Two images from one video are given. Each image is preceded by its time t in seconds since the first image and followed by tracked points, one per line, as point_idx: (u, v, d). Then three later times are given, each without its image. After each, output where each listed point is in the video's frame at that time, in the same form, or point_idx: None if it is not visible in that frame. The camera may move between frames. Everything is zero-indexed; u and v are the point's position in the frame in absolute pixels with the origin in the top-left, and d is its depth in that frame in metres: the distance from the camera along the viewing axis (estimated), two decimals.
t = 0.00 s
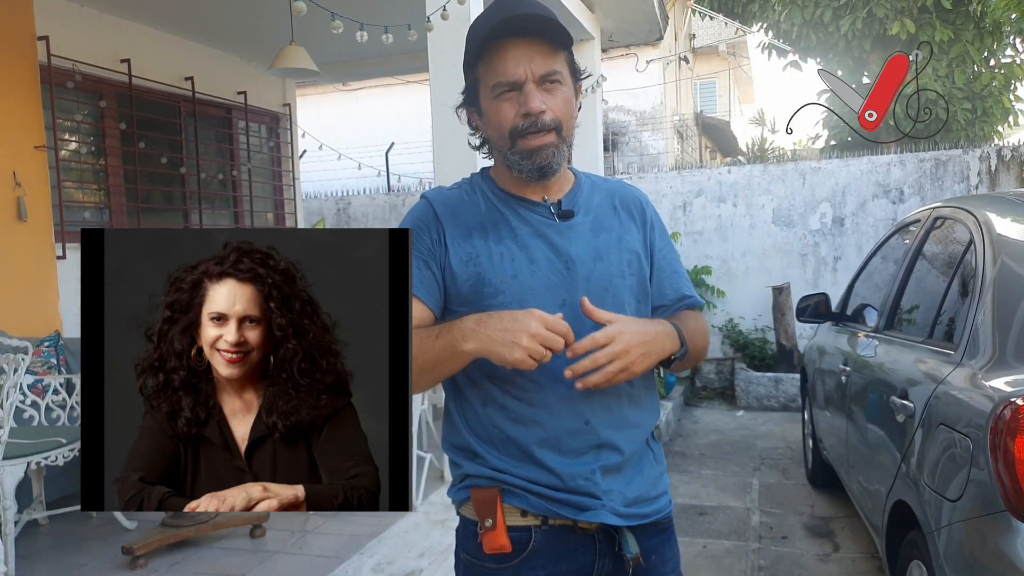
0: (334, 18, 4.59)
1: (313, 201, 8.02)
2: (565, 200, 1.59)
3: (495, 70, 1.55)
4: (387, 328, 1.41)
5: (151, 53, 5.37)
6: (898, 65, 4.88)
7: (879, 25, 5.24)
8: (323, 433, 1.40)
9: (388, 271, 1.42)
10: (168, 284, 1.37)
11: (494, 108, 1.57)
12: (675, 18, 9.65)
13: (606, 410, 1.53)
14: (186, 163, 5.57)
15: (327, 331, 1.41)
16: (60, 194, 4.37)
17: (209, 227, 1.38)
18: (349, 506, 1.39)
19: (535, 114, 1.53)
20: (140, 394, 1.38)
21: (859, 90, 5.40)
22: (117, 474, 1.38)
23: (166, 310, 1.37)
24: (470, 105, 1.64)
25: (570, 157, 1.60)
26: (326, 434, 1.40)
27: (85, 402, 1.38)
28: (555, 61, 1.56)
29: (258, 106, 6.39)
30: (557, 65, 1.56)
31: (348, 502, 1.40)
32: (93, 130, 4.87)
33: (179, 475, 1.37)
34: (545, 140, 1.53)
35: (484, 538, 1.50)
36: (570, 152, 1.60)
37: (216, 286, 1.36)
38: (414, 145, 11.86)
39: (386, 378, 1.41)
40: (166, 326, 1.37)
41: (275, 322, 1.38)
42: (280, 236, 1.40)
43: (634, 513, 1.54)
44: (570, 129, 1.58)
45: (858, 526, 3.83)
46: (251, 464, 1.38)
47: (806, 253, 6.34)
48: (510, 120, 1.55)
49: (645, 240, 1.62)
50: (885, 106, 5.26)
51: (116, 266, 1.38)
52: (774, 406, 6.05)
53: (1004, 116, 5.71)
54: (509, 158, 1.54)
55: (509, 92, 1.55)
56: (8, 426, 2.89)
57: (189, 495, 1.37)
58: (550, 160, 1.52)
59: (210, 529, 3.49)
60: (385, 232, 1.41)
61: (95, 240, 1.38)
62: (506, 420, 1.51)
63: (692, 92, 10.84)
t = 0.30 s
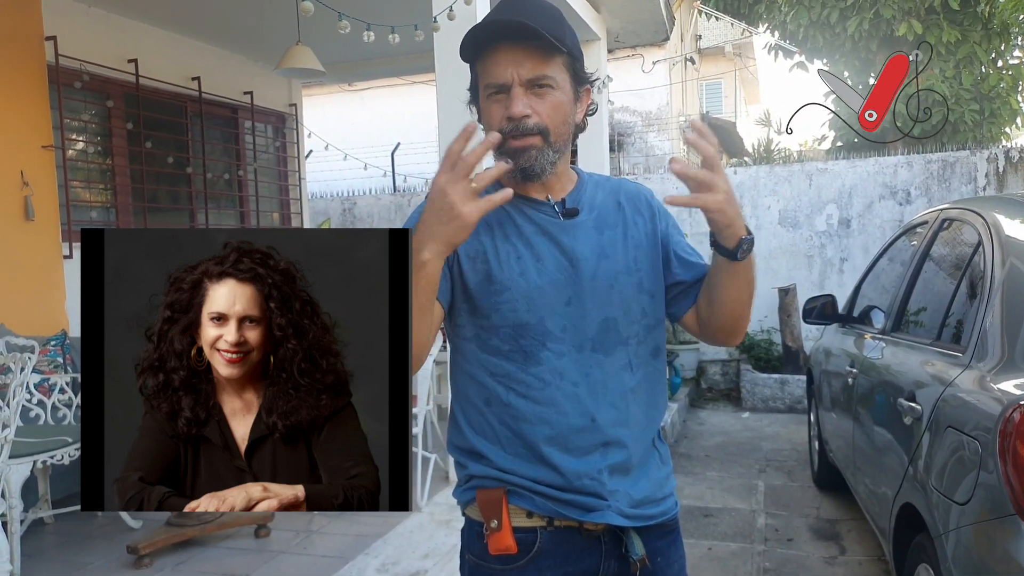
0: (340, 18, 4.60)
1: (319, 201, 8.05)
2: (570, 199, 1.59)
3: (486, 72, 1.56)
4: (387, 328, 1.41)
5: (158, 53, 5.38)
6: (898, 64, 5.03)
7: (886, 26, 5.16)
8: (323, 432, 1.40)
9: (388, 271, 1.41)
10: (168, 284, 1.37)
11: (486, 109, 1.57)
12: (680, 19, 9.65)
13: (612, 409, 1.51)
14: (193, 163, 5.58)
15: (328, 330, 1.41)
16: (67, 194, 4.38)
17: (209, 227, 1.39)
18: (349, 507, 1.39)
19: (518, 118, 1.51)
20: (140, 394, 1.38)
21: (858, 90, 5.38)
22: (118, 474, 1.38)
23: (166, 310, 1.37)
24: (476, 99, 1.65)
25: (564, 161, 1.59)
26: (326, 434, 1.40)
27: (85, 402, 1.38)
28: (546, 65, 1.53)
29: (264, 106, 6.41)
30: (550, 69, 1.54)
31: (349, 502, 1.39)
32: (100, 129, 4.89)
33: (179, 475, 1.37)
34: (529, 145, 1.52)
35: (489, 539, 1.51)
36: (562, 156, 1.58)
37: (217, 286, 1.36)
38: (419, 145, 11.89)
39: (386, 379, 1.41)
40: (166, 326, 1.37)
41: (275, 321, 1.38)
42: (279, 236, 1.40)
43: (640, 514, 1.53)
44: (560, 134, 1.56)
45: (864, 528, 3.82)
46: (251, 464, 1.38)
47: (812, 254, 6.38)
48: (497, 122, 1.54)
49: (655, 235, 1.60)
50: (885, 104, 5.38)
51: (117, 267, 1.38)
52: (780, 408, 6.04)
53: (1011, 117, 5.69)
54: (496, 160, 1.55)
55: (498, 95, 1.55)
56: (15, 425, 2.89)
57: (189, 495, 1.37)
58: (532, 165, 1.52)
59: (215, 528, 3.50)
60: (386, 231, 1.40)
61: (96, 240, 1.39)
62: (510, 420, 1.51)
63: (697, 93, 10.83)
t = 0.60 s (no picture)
0: (341, 18, 4.60)
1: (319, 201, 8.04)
2: (571, 201, 1.59)
3: (490, 73, 1.57)
4: (387, 328, 1.41)
5: (158, 52, 5.37)
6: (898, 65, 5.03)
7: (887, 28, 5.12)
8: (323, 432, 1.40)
9: (388, 271, 1.42)
10: (168, 284, 1.37)
11: (491, 110, 1.58)
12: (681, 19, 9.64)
13: (613, 413, 1.52)
14: (193, 162, 5.58)
15: (327, 331, 1.41)
16: (67, 193, 4.38)
17: (209, 227, 1.39)
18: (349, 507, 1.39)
19: (526, 119, 1.53)
20: (140, 394, 1.38)
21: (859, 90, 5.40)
22: (117, 474, 1.38)
23: (166, 310, 1.37)
24: (478, 100, 1.65)
25: (570, 161, 1.60)
26: (326, 434, 1.40)
27: (85, 402, 1.38)
28: (552, 65, 1.55)
29: (265, 106, 6.40)
30: (555, 70, 1.55)
31: (348, 502, 1.40)
32: (100, 129, 4.89)
33: (179, 475, 1.37)
34: (536, 146, 1.53)
35: (490, 540, 1.51)
36: (569, 156, 1.59)
37: (216, 285, 1.37)
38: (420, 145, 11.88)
39: (386, 378, 1.41)
40: (166, 326, 1.38)
41: (275, 322, 1.38)
42: (279, 236, 1.40)
43: (641, 515, 1.53)
44: (567, 134, 1.57)
45: (864, 529, 3.81)
46: (251, 464, 1.38)
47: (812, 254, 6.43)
48: (504, 123, 1.55)
49: (652, 241, 1.64)
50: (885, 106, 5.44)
51: (117, 266, 1.38)
52: (781, 409, 6.04)
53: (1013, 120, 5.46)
54: (502, 161, 1.55)
55: (504, 95, 1.55)
56: (14, 424, 2.89)
57: (189, 495, 1.36)
58: (540, 165, 1.52)
59: (215, 528, 3.50)
60: (386, 232, 1.41)
61: (96, 240, 1.38)
62: (510, 422, 1.51)
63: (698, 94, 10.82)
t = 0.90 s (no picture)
0: (341, 19, 4.60)
1: (320, 203, 8.04)
2: (572, 204, 1.60)
3: (492, 76, 1.57)
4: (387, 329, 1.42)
5: (159, 54, 5.38)
6: (898, 65, 4.93)
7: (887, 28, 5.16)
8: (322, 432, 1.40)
9: (388, 271, 1.42)
10: (168, 284, 1.38)
11: (492, 114, 1.58)
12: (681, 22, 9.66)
13: (612, 416, 1.53)
14: (195, 165, 5.58)
15: (327, 330, 1.42)
16: (69, 195, 4.39)
17: (210, 227, 1.39)
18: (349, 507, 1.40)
19: (527, 122, 1.53)
20: (140, 394, 1.38)
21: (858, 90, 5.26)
22: (117, 474, 1.38)
23: (166, 310, 1.38)
24: (479, 103, 1.65)
25: (571, 164, 1.60)
26: (326, 434, 1.41)
27: (85, 402, 1.38)
28: (553, 69, 1.55)
29: (266, 108, 6.40)
30: (556, 74, 1.55)
31: (348, 502, 1.40)
32: (102, 131, 4.90)
33: (179, 475, 1.38)
34: (536, 149, 1.53)
35: (489, 541, 1.51)
36: (570, 159, 1.59)
37: (217, 284, 1.37)
38: (421, 147, 11.89)
39: (385, 378, 1.42)
40: (166, 326, 1.38)
41: (275, 321, 1.38)
42: (280, 236, 1.41)
43: (640, 516, 1.54)
44: (568, 136, 1.57)
45: (865, 530, 3.81)
46: (251, 464, 1.38)
47: (813, 256, 6.42)
48: (505, 126, 1.55)
49: (650, 244, 1.65)
50: (886, 105, 5.22)
51: (117, 266, 1.38)
52: (781, 410, 6.03)
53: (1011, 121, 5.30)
54: (504, 165, 1.56)
55: (505, 99, 1.56)
56: (17, 425, 2.89)
57: (189, 495, 1.37)
58: (540, 168, 1.52)
59: (216, 530, 3.50)
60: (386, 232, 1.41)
61: (95, 240, 1.38)
62: (511, 424, 1.51)
63: (698, 95, 10.82)
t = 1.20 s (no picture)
0: (345, 20, 4.61)
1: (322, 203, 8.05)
2: (575, 204, 1.60)
3: (495, 75, 1.57)
4: (387, 329, 1.42)
5: (162, 55, 5.39)
6: (899, 64, 5.12)
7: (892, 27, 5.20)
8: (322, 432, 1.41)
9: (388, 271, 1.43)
10: (169, 284, 1.38)
11: (495, 113, 1.58)
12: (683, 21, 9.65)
13: (616, 415, 1.53)
14: (198, 165, 5.58)
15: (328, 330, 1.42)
16: (73, 196, 4.41)
17: (210, 227, 1.40)
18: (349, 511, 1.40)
19: (529, 121, 1.53)
20: (140, 394, 1.39)
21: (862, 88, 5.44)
22: (117, 474, 1.38)
23: (166, 310, 1.38)
24: (482, 102, 1.66)
25: (574, 162, 1.60)
26: (326, 434, 1.41)
27: (85, 402, 1.38)
28: (556, 68, 1.55)
29: (269, 108, 6.41)
30: (559, 73, 1.56)
31: (348, 502, 1.40)
32: (106, 132, 4.92)
33: (179, 475, 1.38)
34: (539, 148, 1.53)
35: (493, 540, 1.51)
36: (573, 158, 1.59)
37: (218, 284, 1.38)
38: (424, 147, 11.88)
39: (386, 378, 1.42)
40: (166, 326, 1.38)
41: (275, 322, 1.39)
42: (280, 236, 1.41)
43: (644, 515, 1.54)
44: (571, 135, 1.57)
45: (869, 530, 3.81)
46: (251, 464, 1.39)
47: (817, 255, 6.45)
48: (508, 125, 1.55)
49: (653, 243, 1.65)
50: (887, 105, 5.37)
51: (116, 267, 1.38)
52: (784, 410, 6.03)
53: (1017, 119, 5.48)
54: (507, 165, 1.56)
55: (508, 98, 1.56)
56: (22, 425, 2.90)
57: (189, 495, 1.37)
58: (542, 167, 1.52)
59: (219, 529, 3.50)
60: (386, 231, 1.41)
61: (95, 240, 1.38)
62: (515, 424, 1.51)
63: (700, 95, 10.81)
